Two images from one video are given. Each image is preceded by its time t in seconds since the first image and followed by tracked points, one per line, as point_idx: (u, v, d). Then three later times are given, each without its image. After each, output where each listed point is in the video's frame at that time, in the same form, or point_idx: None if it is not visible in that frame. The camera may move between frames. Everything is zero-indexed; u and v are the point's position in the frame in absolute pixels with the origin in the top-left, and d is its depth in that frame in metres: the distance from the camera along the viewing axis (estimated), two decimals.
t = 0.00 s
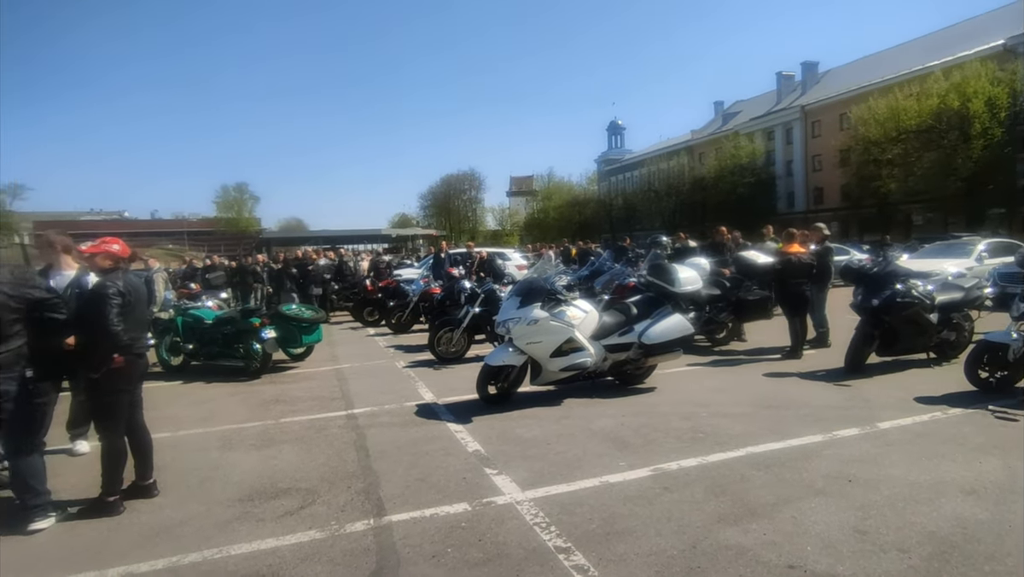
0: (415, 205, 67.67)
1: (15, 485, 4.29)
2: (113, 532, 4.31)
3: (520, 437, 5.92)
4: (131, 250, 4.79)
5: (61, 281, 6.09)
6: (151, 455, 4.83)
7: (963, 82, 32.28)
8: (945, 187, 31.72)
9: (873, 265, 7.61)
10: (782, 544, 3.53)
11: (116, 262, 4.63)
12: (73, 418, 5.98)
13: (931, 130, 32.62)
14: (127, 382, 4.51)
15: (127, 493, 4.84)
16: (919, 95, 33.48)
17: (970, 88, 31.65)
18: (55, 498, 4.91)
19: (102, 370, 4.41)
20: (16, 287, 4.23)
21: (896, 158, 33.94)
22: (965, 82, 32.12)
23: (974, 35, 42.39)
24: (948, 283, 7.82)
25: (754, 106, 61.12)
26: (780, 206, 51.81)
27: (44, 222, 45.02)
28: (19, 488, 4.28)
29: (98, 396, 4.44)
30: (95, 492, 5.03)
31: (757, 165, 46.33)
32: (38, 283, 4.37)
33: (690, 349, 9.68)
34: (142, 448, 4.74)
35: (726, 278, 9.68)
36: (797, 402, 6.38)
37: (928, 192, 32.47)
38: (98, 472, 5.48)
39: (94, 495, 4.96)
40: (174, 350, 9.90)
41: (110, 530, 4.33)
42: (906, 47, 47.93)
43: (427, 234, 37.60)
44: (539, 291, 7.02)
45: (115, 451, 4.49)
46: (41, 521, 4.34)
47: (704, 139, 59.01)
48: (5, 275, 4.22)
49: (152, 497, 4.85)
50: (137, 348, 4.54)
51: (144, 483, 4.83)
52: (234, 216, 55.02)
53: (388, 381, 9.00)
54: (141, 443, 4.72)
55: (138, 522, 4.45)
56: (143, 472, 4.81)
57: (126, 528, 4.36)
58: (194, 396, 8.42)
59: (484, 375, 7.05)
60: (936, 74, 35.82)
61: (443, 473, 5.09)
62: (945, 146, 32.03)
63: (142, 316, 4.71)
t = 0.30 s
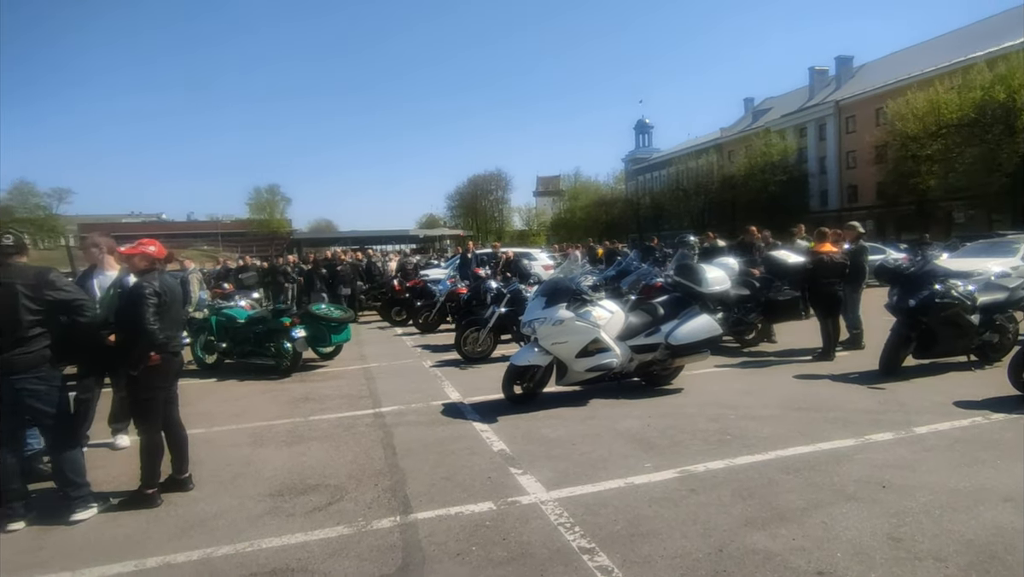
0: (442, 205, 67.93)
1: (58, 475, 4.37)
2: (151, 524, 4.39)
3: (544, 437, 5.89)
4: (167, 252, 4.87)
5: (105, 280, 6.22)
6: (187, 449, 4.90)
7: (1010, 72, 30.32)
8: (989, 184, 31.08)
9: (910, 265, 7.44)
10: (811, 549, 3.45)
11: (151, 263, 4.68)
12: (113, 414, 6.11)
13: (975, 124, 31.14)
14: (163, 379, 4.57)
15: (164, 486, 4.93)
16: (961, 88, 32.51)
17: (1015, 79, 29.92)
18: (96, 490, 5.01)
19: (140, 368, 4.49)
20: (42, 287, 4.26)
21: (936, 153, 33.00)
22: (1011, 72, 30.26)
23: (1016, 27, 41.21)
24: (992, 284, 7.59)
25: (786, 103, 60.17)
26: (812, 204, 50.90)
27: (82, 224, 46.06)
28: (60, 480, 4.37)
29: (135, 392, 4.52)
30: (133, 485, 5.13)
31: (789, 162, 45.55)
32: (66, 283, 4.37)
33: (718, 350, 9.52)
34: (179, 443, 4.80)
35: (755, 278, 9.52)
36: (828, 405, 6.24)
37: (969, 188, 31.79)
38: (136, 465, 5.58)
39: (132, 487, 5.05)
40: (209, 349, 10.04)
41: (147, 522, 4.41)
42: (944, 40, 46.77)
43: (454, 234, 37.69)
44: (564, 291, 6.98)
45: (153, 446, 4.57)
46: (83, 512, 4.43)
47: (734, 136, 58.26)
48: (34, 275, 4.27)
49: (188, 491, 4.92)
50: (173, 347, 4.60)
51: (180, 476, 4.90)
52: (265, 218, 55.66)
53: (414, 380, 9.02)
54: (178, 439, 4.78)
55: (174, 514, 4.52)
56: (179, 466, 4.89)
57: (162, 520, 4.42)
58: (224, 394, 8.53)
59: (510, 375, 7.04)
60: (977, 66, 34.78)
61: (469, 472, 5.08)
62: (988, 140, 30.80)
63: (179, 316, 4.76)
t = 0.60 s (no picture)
0: (469, 202, 68.12)
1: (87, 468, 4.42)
2: (185, 512, 4.46)
3: (569, 434, 5.85)
4: (200, 249, 4.92)
5: (143, 277, 6.31)
6: (219, 441, 4.96)
7: None
8: None
9: (948, 262, 7.26)
10: (839, 552, 3.38)
11: (183, 260, 4.74)
12: (149, 406, 6.23)
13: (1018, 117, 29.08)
14: (195, 373, 4.63)
15: (197, 477, 5.00)
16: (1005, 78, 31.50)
17: None
18: (134, 479, 5.12)
19: (173, 361, 4.55)
20: (75, 284, 4.30)
21: (976, 146, 32.07)
22: None
23: None
24: None
25: (819, 96, 59.12)
26: (845, 199, 49.93)
27: (118, 222, 47.08)
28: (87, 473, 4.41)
29: (168, 385, 4.58)
30: (169, 474, 5.22)
31: (821, 157, 44.71)
32: (99, 279, 4.38)
33: (746, 348, 9.43)
34: (212, 435, 4.86)
35: (784, 275, 9.37)
36: (860, 405, 6.11)
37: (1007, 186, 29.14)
38: (169, 455, 5.68)
39: (168, 477, 5.14)
40: (240, 344, 10.18)
41: (180, 511, 4.48)
42: (985, 29, 45.52)
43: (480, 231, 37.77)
44: (589, 288, 6.93)
45: (186, 438, 4.63)
46: (98, 509, 4.42)
47: (764, 131, 57.43)
48: (68, 272, 4.32)
49: (220, 482, 4.99)
50: (204, 341, 4.66)
51: (213, 467, 4.97)
52: (295, 215, 56.32)
53: (440, 376, 9.05)
54: (210, 431, 4.84)
55: (207, 504, 4.59)
56: (211, 457, 4.95)
57: (195, 509, 4.50)
58: (252, 388, 8.64)
59: (534, 372, 7.02)
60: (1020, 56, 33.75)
61: (492, 467, 5.07)
62: None
63: (209, 312, 4.81)
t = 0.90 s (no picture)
0: (489, 200, 68.17)
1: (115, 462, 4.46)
2: (209, 505, 4.50)
3: (587, 433, 5.82)
4: (223, 247, 4.93)
5: (171, 274, 6.37)
6: (242, 435, 4.99)
7: None
8: None
9: (977, 262, 7.17)
10: (862, 555, 3.32)
11: (206, 258, 4.78)
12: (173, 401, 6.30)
13: None
14: (218, 369, 4.66)
15: (221, 471, 5.04)
16: None
17: None
18: (160, 472, 5.17)
19: (196, 358, 4.59)
20: (106, 282, 4.34)
21: (1010, 142, 31.33)
22: None
23: None
24: None
25: (844, 91, 58.29)
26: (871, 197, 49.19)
27: (144, 220, 47.76)
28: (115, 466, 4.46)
29: (192, 381, 4.62)
30: (193, 467, 5.27)
31: (846, 154, 44.05)
32: (129, 276, 4.41)
33: (767, 348, 9.32)
34: (235, 429, 4.89)
35: (807, 275, 9.24)
36: (884, 407, 6.00)
37: None
38: (193, 449, 5.73)
39: (193, 470, 5.19)
40: (262, 341, 10.27)
41: (205, 503, 4.52)
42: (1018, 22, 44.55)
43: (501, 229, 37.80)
44: (608, 287, 6.88)
45: (210, 432, 4.67)
46: (128, 501, 4.49)
47: (787, 128, 56.77)
48: (100, 269, 4.37)
49: (243, 476, 5.02)
50: (226, 338, 4.69)
51: (236, 462, 5.00)
52: (317, 214, 56.76)
53: (459, 374, 9.05)
54: (233, 425, 4.87)
55: (230, 497, 4.62)
56: (234, 451, 4.98)
57: (219, 502, 4.53)
58: (273, 384, 8.71)
59: (552, 371, 6.99)
60: None
61: (510, 465, 5.06)
62: None
63: (232, 308, 4.84)
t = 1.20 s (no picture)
0: (502, 197, 68.20)
1: (134, 457, 4.50)
2: (226, 499, 4.54)
3: (601, 431, 5.80)
4: (239, 242, 4.93)
5: (188, 270, 6.42)
6: (257, 431, 5.03)
7: None
8: None
9: (999, 261, 6.99)
10: (880, 558, 3.28)
11: (222, 255, 4.80)
12: (189, 396, 6.35)
13: None
14: (233, 364, 4.69)
15: (236, 466, 5.08)
16: None
17: None
18: (177, 466, 5.22)
19: (212, 353, 4.60)
20: (132, 277, 4.38)
21: None
22: None
23: None
24: None
25: (862, 87, 57.74)
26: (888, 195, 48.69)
27: (160, 217, 48.26)
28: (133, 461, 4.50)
29: (208, 376, 4.65)
30: (210, 462, 5.32)
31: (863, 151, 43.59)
32: (154, 272, 4.45)
33: (782, 347, 9.24)
34: (250, 424, 4.92)
35: (823, 273, 9.16)
36: (902, 407, 5.94)
37: None
38: (209, 444, 5.78)
39: (209, 465, 5.23)
40: (277, 337, 10.32)
41: (222, 497, 4.56)
42: None
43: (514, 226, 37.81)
44: (622, 284, 6.85)
45: (225, 428, 4.71)
46: (146, 495, 4.53)
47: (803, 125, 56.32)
48: (127, 264, 4.41)
49: (258, 471, 5.05)
50: (242, 334, 4.72)
51: (251, 457, 5.03)
52: (330, 211, 57.03)
53: (472, 371, 9.06)
54: (249, 421, 4.91)
55: (247, 491, 4.65)
56: (250, 447, 5.01)
57: (235, 496, 4.56)
58: (287, 380, 8.75)
59: (566, 369, 6.97)
60: None
61: (524, 463, 5.05)
62: None
63: (248, 305, 4.87)
